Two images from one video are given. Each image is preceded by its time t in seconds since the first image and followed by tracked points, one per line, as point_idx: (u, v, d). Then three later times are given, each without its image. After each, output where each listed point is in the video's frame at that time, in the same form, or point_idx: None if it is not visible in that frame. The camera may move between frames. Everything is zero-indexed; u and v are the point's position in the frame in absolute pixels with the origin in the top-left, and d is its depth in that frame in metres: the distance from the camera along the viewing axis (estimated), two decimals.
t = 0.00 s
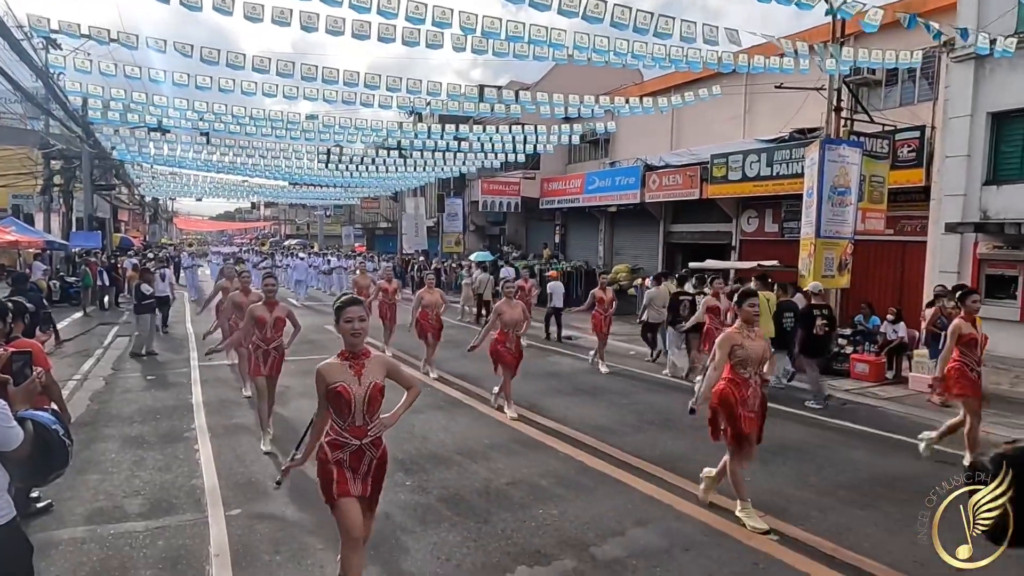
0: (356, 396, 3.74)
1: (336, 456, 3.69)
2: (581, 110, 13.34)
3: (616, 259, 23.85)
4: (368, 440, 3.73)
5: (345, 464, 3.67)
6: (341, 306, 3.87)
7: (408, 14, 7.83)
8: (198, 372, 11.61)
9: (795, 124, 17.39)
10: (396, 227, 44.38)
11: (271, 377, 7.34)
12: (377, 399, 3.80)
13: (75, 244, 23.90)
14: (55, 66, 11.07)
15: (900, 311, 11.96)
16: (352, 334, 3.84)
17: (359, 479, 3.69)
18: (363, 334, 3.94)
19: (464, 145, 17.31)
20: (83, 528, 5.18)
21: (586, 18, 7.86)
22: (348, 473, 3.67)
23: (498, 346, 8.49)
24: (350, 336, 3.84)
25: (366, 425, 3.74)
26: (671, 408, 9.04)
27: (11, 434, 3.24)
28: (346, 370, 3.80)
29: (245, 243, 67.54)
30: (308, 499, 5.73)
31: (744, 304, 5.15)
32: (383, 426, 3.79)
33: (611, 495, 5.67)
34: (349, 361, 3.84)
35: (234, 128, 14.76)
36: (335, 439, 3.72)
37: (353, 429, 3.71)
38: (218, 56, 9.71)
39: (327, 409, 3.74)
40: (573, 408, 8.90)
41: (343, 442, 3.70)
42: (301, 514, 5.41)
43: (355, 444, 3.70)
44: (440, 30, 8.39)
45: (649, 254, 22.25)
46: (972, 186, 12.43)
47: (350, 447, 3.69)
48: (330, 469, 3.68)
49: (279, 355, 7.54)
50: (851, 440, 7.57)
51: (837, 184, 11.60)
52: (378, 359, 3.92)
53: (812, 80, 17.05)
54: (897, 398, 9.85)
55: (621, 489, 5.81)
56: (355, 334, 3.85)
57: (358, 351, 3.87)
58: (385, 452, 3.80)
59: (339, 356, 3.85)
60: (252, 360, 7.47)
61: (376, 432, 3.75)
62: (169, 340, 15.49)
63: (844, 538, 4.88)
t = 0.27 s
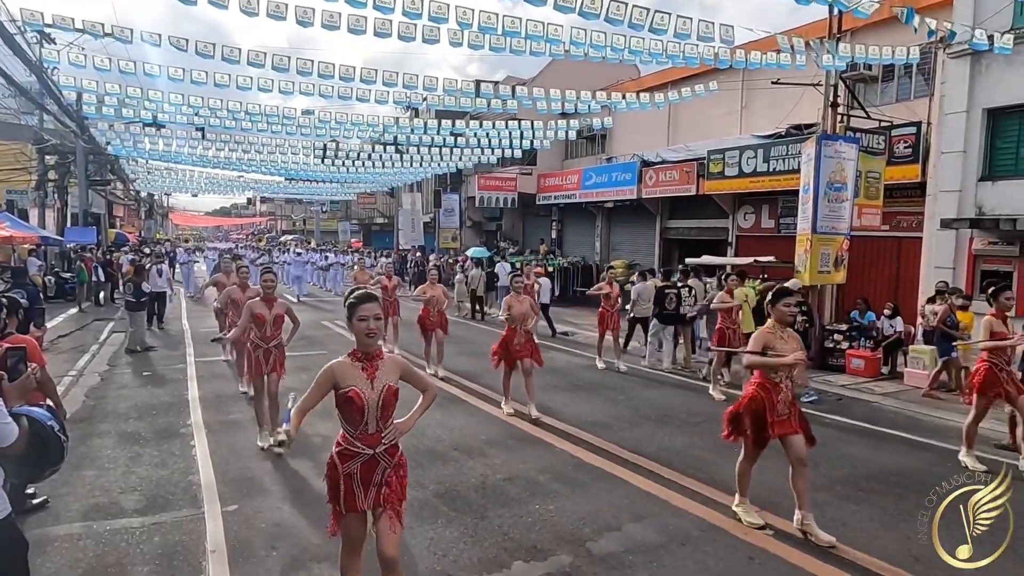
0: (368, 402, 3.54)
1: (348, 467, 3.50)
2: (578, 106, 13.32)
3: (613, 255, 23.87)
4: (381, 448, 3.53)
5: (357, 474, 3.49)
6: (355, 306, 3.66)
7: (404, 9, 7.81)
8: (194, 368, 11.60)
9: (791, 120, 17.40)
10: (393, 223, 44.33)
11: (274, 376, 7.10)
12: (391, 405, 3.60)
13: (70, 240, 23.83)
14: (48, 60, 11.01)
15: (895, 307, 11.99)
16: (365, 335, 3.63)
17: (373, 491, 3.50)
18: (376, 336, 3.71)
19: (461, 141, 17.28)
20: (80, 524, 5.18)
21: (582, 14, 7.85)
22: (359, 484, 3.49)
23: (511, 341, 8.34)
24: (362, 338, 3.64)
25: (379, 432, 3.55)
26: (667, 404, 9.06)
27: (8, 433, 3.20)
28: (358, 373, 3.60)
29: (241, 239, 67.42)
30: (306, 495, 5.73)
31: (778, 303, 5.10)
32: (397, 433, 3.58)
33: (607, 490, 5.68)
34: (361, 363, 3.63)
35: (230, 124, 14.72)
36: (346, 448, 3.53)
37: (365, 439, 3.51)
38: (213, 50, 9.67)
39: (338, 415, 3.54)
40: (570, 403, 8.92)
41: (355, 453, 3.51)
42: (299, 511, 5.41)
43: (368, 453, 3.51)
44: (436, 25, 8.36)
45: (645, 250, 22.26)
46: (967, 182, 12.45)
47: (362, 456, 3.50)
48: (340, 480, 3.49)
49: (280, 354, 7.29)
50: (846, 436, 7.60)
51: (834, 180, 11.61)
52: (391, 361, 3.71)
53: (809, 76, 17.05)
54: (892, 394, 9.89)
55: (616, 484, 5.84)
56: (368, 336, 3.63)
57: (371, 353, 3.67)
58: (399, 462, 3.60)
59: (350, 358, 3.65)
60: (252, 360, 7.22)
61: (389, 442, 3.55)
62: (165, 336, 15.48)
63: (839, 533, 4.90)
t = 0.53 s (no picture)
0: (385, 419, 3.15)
1: (366, 493, 3.14)
2: (573, 102, 13.30)
3: (608, 252, 23.89)
4: (401, 470, 3.15)
5: (377, 501, 3.13)
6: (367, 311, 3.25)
7: (398, 5, 7.77)
8: (188, 365, 11.55)
9: (786, 116, 17.42)
10: (387, 219, 44.23)
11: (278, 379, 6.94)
12: (408, 421, 3.20)
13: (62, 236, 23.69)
14: (39, 55, 10.92)
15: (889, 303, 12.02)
16: (379, 343, 3.23)
17: (394, 517, 3.15)
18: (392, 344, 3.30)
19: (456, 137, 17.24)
20: (72, 522, 5.15)
21: (576, 10, 7.84)
22: (380, 511, 3.13)
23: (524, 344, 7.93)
24: (376, 346, 3.24)
25: (397, 453, 3.15)
26: (662, 400, 9.07)
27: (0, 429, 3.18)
28: (371, 387, 3.22)
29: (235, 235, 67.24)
30: (300, 492, 5.72)
31: (820, 301, 4.81)
32: (418, 454, 3.18)
33: (602, 487, 5.68)
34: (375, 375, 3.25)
35: (223, 120, 14.66)
36: (362, 473, 3.15)
37: (383, 462, 3.13)
38: (206, 45, 9.61)
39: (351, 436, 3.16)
40: (565, 400, 8.92)
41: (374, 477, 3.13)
42: (293, 508, 5.40)
43: (386, 477, 3.12)
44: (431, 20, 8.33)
45: (640, 246, 22.28)
46: (961, 178, 12.49)
47: (381, 481, 3.12)
48: (359, 508, 3.14)
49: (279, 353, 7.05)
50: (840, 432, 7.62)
51: (828, 176, 11.63)
52: (408, 372, 3.33)
53: (803, 73, 17.06)
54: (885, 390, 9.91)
55: (611, 480, 5.84)
56: (384, 344, 3.24)
57: (386, 363, 3.29)
58: (422, 484, 3.22)
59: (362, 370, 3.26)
60: (253, 363, 6.98)
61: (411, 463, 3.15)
62: (158, 333, 15.42)
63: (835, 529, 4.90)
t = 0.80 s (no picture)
0: (405, 433, 2.95)
1: (380, 511, 2.93)
2: (567, 99, 13.29)
3: (602, 249, 23.91)
4: (420, 487, 2.96)
5: (392, 519, 2.93)
6: (390, 313, 3.05)
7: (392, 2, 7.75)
8: (181, 363, 11.51)
9: (779, 114, 17.46)
10: (381, 217, 44.14)
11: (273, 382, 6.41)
12: (431, 434, 3.01)
13: (54, 234, 23.56)
14: (30, 51, 10.85)
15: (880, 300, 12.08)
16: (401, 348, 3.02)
17: (410, 536, 2.95)
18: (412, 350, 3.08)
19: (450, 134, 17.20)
20: (64, 521, 5.13)
21: (570, 7, 7.83)
22: (395, 530, 2.93)
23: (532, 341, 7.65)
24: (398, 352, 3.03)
25: (417, 468, 2.97)
26: (656, 397, 9.09)
27: None
28: (391, 396, 2.99)
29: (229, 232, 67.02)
30: (295, 490, 5.71)
31: (864, 302, 4.34)
32: (439, 469, 3.00)
33: (596, 484, 5.69)
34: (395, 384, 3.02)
35: (216, 116, 14.61)
36: (377, 488, 2.94)
37: (401, 476, 2.93)
38: (199, 41, 9.56)
39: (368, 447, 2.95)
40: (559, 397, 8.92)
41: (391, 493, 2.92)
42: (288, 506, 5.39)
43: (405, 493, 2.93)
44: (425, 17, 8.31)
45: (634, 244, 22.31)
46: (953, 176, 12.54)
47: (398, 498, 2.93)
48: (372, 526, 2.92)
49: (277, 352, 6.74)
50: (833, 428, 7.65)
51: (822, 174, 11.65)
52: (430, 379, 3.12)
53: (797, 70, 17.08)
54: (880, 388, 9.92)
55: (605, 477, 5.85)
56: (406, 349, 3.03)
57: (408, 370, 3.07)
58: (440, 502, 3.03)
59: (380, 377, 3.04)
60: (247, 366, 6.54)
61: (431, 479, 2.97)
62: (151, 331, 15.36)
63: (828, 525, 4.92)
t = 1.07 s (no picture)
0: (435, 459, 2.53)
1: (404, 547, 2.52)
2: (561, 98, 13.29)
3: (596, 248, 23.92)
4: (451, 520, 2.55)
5: (418, 557, 2.52)
6: (414, 323, 2.59)
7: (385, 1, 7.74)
8: (173, 363, 11.46)
9: (772, 113, 17.52)
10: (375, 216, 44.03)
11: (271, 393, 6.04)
12: (463, 459, 2.59)
13: (45, 233, 23.42)
14: (20, 49, 10.78)
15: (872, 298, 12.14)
16: (428, 364, 2.58)
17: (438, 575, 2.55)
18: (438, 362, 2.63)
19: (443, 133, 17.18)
20: (56, 522, 5.11)
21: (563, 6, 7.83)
22: (422, 570, 2.52)
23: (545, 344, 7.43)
24: (424, 368, 2.59)
25: (448, 498, 2.56)
26: (650, 396, 9.10)
27: None
28: (417, 417, 2.56)
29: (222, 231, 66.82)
30: (289, 489, 5.70)
31: (913, 305, 4.16)
32: (471, 499, 2.59)
33: (590, 482, 5.70)
34: (422, 403, 2.59)
35: (209, 115, 14.56)
36: (401, 522, 2.53)
37: (431, 507, 2.52)
38: (191, 39, 9.52)
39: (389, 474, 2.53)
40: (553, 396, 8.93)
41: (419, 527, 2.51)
42: (282, 506, 5.38)
43: (434, 527, 2.52)
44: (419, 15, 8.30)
45: (628, 243, 22.33)
46: (944, 175, 12.61)
47: (426, 533, 2.51)
48: (394, 564, 2.52)
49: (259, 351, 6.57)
50: (826, 426, 7.68)
51: (814, 173, 11.70)
52: (459, 394, 2.69)
53: (790, 69, 17.13)
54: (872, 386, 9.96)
55: (599, 476, 5.87)
56: (430, 362, 2.58)
57: (434, 385, 2.63)
58: (472, 535, 2.63)
59: (404, 395, 2.60)
60: (244, 372, 6.13)
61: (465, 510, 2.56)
62: (143, 331, 15.29)
63: (822, 524, 4.94)
